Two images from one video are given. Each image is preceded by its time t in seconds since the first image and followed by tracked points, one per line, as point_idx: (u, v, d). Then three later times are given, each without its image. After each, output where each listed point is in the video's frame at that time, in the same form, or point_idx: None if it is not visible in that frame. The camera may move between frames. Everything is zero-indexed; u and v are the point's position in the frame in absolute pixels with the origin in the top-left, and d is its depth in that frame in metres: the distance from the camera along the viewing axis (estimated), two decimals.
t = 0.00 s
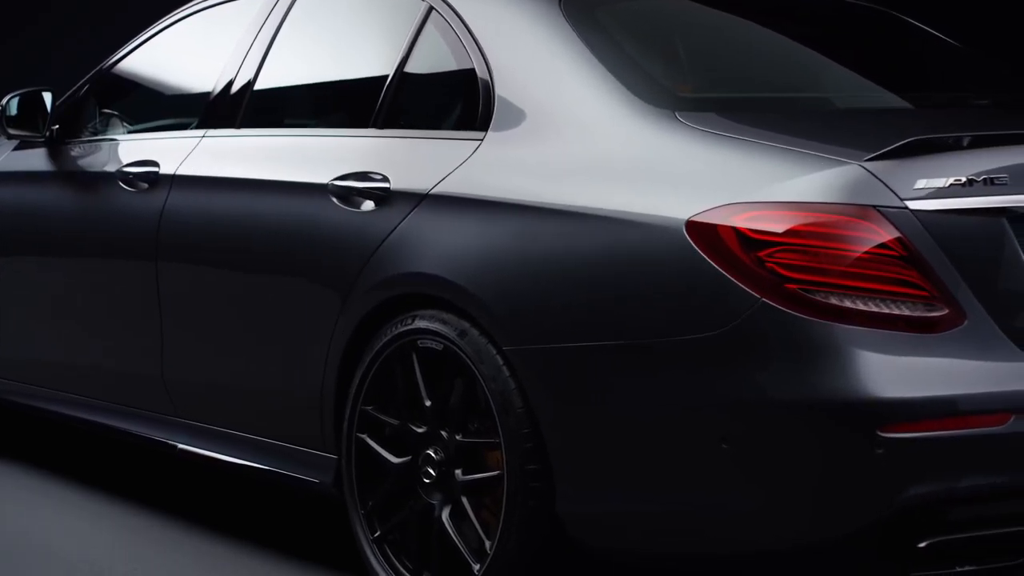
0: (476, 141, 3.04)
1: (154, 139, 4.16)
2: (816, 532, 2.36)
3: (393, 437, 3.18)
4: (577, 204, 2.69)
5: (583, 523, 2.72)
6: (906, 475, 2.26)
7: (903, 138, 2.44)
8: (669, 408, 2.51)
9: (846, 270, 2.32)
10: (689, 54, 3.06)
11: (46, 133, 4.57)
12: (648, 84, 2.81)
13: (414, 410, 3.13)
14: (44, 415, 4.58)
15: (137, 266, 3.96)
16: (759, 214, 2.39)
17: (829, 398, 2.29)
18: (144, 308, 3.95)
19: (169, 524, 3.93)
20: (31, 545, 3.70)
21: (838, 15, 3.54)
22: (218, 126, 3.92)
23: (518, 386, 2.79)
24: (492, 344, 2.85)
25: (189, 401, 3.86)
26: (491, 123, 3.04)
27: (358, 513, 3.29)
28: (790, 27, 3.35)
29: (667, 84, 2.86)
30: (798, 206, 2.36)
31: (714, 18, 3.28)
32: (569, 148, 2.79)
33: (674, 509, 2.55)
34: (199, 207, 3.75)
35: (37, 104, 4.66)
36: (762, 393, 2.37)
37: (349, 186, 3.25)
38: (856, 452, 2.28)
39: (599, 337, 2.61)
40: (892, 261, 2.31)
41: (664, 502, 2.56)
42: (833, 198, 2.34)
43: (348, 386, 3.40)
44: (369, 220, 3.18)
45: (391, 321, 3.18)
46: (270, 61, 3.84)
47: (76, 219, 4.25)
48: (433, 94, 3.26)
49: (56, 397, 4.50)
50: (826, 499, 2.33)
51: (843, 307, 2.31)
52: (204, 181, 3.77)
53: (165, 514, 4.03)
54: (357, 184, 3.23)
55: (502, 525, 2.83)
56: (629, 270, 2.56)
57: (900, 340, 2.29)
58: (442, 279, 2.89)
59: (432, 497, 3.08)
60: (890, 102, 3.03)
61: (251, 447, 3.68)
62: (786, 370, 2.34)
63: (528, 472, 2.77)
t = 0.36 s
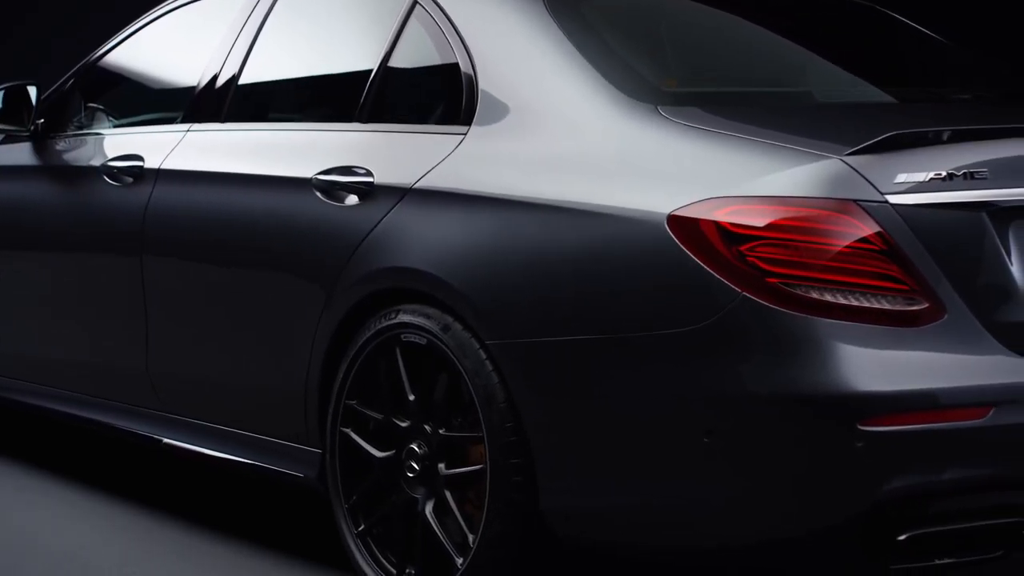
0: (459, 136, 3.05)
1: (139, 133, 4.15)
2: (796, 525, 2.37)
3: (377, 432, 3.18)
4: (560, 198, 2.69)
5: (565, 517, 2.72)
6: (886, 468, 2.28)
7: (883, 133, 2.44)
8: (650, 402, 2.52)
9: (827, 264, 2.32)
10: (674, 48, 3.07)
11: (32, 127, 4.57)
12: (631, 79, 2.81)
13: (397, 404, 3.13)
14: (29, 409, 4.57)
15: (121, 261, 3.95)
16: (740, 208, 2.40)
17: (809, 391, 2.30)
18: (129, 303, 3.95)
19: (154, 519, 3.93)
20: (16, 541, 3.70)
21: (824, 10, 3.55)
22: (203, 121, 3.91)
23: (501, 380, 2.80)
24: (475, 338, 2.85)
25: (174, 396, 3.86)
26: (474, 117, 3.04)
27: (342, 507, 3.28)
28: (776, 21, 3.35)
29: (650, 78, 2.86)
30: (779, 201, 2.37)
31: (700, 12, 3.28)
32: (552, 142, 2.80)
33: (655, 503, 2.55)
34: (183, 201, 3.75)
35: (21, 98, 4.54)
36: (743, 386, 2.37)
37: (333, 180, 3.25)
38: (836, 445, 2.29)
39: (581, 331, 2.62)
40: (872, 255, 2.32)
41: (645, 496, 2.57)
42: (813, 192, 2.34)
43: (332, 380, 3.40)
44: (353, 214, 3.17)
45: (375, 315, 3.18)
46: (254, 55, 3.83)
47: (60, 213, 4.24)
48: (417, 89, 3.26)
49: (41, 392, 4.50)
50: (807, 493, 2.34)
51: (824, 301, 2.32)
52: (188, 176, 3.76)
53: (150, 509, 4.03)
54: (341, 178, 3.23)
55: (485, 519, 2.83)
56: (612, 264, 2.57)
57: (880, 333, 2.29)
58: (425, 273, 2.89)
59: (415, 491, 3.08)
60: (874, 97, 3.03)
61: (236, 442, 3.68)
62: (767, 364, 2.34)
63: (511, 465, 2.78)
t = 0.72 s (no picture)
0: (442, 131, 3.05)
1: (124, 128, 4.15)
2: (777, 519, 2.37)
3: (361, 426, 3.18)
4: (543, 193, 2.70)
5: (547, 512, 2.73)
6: (867, 462, 2.28)
7: (864, 128, 2.45)
8: (632, 397, 2.52)
9: (808, 259, 2.33)
10: (656, 43, 3.08)
11: (17, 122, 4.56)
12: (613, 74, 2.82)
13: (381, 399, 3.13)
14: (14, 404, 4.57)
15: (106, 256, 3.95)
16: (722, 203, 2.40)
17: (789, 386, 2.30)
18: (113, 298, 3.95)
19: (138, 514, 3.93)
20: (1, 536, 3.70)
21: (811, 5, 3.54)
22: (187, 116, 3.91)
23: (485, 375, 2.80)
24: (458, 333, 2.85)
25: (159, 391, 3.86)
26: (458, 113, 3.04)
27: (326, 502, 3.28)
28: (762, 17, 3.35)
29: (632, 74, 2.87)
30: (760, 196, 2.37)
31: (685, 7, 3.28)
32: (535, 137, 2.80)
33: (637, 498, 2.56)
34: (168, 196, 3.74)
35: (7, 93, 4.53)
36: (724, 381, 2.38)
37: (316, 175, 3.25)
38: (816, 439, 2.30)
39: (563, 326, 2.62)
40: (853, 250, 2.32)
41: (626, 490, 2.57)
42: (794, 188, 2.35)
43: (316, 376, 3.40)
44: (337, 209, 3.17)
45: (359, 310, 3.18)
46: (239, 51, 3.83)
47: (44, 208, 4.24)
48: (401, 84, 3.26)
49: (26, 386, 4.50)
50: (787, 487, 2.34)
51: (804, 296, 2.32)
52: (172, 171, 3.76)
53: (135, 504, 4.03)
54: (325, 174, 3.23)
55: (468, 513, 2.83)
56: (594, 260, 2.57)
57: (861, 328, 2.30)
58: (408, 268, 2.89)
59: (398, 486, 3.08)
60: (858, 92, 3.04)
61: (220, 437, 3.69)
62: (747, 359, 2.35)
63: (494, 460, 2.78)
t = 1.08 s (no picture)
0: (426, 127, 3.05)
1: (108, 124, 4.14)
2: (758, 514, 2.38)
3: (345, 422, 3.18)
4: (525, 188, 2.70)
5: (529, 507, 2.73)
6: (848, 456, 2.29)
7: (845, 124, 2.46)
8: (614, 392, 2.52)
9: (789, 254, 2.34)
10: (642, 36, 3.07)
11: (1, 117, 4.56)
12: (597, 70, 2.82)
13: (365, 394, 3.13)
14: None
15: (91, 252, 3.94)
16: (703, 198, 2.41)
17: (770, 381, 2.31)
18: (98, 293, 3.94)
19: (123, 510, 3.93)
20: None
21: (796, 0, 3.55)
22: (172, 111, 3.90)
23: (467, 370, 2.80)
24: (441, 328, 2.85)
25: (144, 386, 3.86)
26: (441, 108, 3.04)
27: (310, 498, 3.28)
28: (746, 12, 3.36)
29: (615, 69, 2.87)
30: (741, 191, 2.38)
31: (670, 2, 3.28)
32: (518, 133, 2.80)
33: (619, 493, 2.56)
34: (152, 191, 3.74)
35: None
36: (705, 376, 2.38)
37: (300, 171, 3.25)
38: (797, 434, 2.30)
39: (546, 322, 2.62)
40: (834, 245, 2.33)
41: (608, 485, 2.58)
42: (775, 183, 2.36)
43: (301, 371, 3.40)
44: (321, 205, 3.17)
45: (342, 305, 3.18)
46: (223, 46, 3.82)
47: (29, 203, 4.23)
48: (385, 79, 3.26)
49: (11, 381, 4.50)
50: (768, 482, 2.35)
51: (785, 291, 2.33)
52: (157, 166, 3.76)
53: (119, 499, 4.03)
54: (310, 169, 3.23)
55: (452, 509, 2.83)
56: (576, 255, 2.58)
57: (841, 323, 2.31)
58: (391, 263, 2.89)
59: (382, 481, 3.08)
60: (841, 88, 3.05)
61: (205, 432, 3.68)
62: (728, 354, 2.35)
63: (477, 455, 2.78)
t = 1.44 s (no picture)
0: (409, 122, 3.05)
1: (93, 119, 4.14)
2: (739, 509, 2.39)
3: (329, 418, 3.18)
4: (508, 184, 2.70)
5: (512, 502, 2.73)
6: (829, 451, 2.30)
7: (826, 119, 2.46)
8: (596, 387, 2.53)
9: (771, 250, 2.35)
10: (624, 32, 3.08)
11: None
12: (579, 66, 2.82)
13: (349, 390, 3.14)
14: None
15: (76, 248, 3.94)
16: (684, 194, 2.42)
17: (751, 377, 2.32)
18: (82, 289, 3.94)
19: (108, 506, 3.93)
20: None
21: None
22: (157, 107, 3.90)
23: (450, 366, 2.80)
24: (424, 324, 2.85)
25: (129, 382, 3.86)
26: (424, 104, 3.04)
27: (293, 494, 3.28)
28: (730, 7, 3.36)
29: (597, 65, 2.87)
30: (722, 186, 2.39)
31: None
32: (501, 128, 2.80)
33: (600, 488, 2.57)
34: (136, 187, 3.73)
35: None
36: (686, 372, 2.39)
37: (284, 167, 3.25)
38: (777, 430, 2.31)
39: (529, 317, 2.63)
40: (814, 241, 2.34)
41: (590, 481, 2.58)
42: (757, 179, 2.37)
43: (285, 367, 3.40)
44: (305, 200, 3.17)
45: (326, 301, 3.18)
46: (208, 41, 3.81)
47: (14, 199, 4.22)
48: (368, 75, 3.25)
49: None
50: (749, 477, 2.36)
51: (766, 287, 2.34)
52: (141, 161, 3.75)
53: (105, 495, 4.02)
54: (293, 165, 3.22)
55: (434, 504, 2.84)
56: (559, 251, 2.58)
57: (823, 319, 2.32)
58: (374, 259, 2.89)
59: (366, 477, 3.09)
60: (825, 84, 3.05)
61: (189, 428, 3.68)
62: (710, 350, 2.36)
63: (460, 451, 2.78)
